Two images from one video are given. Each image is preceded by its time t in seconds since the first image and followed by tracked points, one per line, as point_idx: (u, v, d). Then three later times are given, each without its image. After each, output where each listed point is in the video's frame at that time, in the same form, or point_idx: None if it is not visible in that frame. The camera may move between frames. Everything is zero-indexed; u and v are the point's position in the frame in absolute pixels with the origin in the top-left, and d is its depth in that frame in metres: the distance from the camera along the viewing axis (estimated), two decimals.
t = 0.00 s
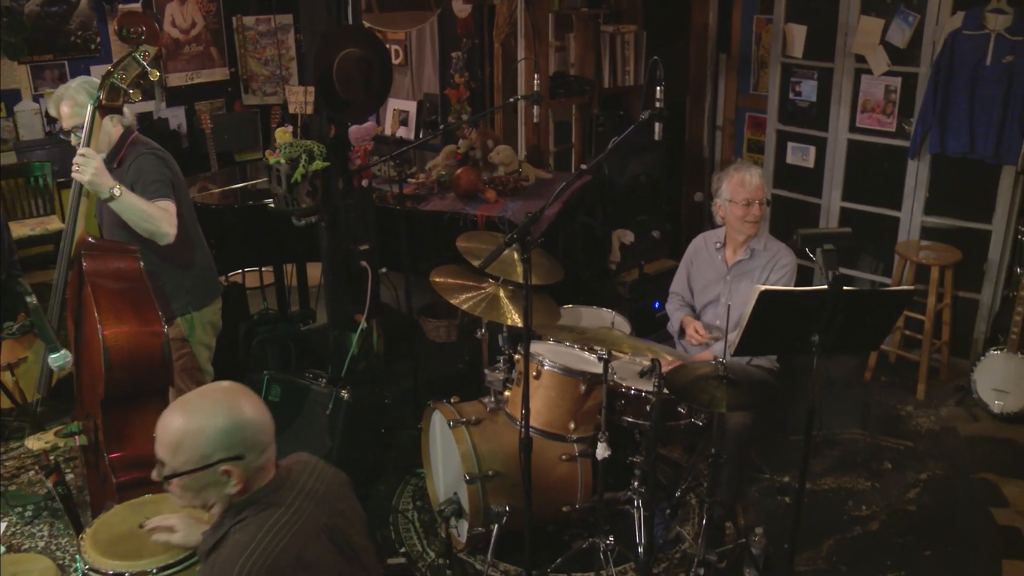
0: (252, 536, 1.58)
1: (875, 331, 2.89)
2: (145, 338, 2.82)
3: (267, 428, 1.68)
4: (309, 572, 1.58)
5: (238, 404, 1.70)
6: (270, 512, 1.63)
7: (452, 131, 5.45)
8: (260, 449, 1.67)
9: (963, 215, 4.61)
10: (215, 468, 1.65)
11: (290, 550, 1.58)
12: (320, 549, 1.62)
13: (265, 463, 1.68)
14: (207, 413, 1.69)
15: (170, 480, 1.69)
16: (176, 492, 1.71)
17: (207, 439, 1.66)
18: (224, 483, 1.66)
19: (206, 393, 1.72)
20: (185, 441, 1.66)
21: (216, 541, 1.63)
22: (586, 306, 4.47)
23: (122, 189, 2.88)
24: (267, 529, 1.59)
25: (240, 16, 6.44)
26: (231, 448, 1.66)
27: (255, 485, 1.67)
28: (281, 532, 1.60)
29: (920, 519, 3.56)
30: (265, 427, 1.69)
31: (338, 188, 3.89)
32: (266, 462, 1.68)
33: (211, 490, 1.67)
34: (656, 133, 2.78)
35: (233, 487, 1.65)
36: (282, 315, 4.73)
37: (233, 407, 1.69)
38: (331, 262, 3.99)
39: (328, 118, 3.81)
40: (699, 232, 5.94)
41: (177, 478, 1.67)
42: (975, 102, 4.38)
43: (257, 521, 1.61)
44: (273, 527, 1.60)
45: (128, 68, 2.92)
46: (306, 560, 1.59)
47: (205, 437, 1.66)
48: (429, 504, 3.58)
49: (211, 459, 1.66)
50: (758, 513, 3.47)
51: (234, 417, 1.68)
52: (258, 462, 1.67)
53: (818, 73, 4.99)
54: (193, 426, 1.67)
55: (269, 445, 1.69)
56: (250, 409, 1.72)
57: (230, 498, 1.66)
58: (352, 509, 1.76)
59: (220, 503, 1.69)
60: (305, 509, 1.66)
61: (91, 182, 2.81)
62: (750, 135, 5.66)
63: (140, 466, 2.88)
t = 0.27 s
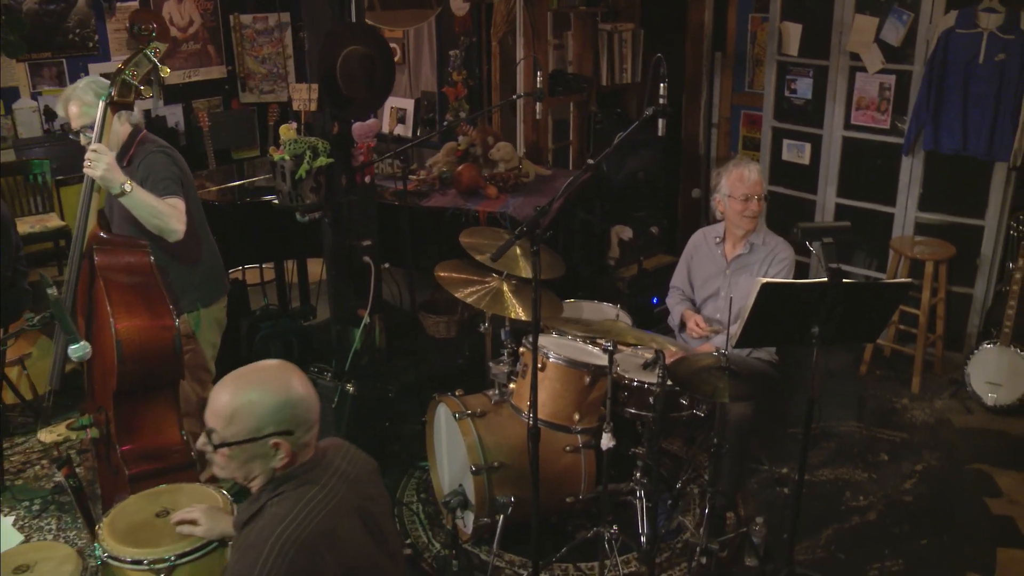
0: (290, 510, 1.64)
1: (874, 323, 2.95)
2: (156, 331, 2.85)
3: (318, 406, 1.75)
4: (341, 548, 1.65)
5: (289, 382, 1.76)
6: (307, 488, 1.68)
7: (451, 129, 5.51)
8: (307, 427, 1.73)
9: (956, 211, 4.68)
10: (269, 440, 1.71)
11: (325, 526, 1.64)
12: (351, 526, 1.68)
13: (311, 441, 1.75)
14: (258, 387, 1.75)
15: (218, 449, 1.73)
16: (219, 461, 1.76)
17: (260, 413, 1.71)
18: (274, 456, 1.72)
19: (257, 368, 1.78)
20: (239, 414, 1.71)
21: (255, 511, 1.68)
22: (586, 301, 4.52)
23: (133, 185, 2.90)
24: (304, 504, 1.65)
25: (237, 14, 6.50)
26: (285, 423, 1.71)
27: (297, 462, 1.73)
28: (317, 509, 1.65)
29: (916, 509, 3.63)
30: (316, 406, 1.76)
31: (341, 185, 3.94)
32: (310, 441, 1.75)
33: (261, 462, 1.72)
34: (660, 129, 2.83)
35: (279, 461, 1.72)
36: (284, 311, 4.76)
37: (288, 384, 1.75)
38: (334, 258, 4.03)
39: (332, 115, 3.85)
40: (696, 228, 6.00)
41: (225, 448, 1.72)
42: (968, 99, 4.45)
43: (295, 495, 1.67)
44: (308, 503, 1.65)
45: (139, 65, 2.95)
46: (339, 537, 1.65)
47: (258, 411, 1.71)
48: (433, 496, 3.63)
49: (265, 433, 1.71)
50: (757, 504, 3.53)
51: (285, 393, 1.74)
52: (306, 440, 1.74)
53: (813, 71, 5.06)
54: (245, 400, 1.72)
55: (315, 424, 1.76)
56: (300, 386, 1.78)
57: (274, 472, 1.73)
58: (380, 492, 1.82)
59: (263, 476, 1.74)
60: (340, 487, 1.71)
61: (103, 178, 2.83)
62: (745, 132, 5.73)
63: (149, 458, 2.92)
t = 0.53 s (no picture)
0: (321, 488, 1.70)
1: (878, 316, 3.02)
2: (173, 326, 2.90)
3: (345, 391, 1.79)
4: (369, 527, 1.69)
5: (321, 363, 1.82)
6: (339, 469, 1.74)
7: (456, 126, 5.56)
8: (333, 410, 1.78)
9: (956, 207, 4.73)
10: (290, 416, 1.77)
11: (355, 505, 1.69)
12: (379, 507, 1.72)
13: (338, 424, 1.80)
14: (292, 366, 1.81)
15: (247, 416, 1.81)
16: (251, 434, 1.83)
17: (287, 390, 1.77)
18: (294, 430, 1.78)
19: (298, 348, 1.85)
20: (267, 388, 1.78)
21: (288, 489, 1.75)
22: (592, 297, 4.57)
23: (148, 181, 2.92)
24: (336, 484, 1.71)
25: (241, 13, 6.55)
26: (306, 402, 1.77)
27: (322, 442, 1.79)
28: (348, 489, 1.71)
29: (919, 500, 3.68)
30: (345, 391, 1.81)
31: (350, 181, 3.98)
32: (338, 424, 1.80)
33: (282, 436, 1.78)
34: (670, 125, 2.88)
35: (298, 437, 1.78)
36: (293, 307, 4.81)
37: (318, 367, 1.81)
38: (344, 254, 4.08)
39: (341, 112, 3.89)
40: (698, 225, 6.06)
41: (253, 418, 1.79)
42: (968, 97, 4.50)
43: (327, 475, 1.73)
44: (340, 484, 1.71)
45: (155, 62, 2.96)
46: (368, 517, 1.69)
47: (286, 388, 1.77)
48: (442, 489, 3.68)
49: (285, 408, 1.77)
50: (763, 495, 3.59)
51: (315, 374, 1.79)
52: (332, 421, 1.79)
53: (815, 69, 5.12)
54: (277, 378, 1.78)
55: (345, 408, 1.80)
56: (332, 370, 1.84)
57: (296, 448, 1.79)
58: (410, 480, 1.87)
59: (289, 452, 1.80)
60: (371, 470, 1.76)
61: (120, 173, 2.84)
62: (747, 130, 5.78)
63: (163, 451, 2.99)
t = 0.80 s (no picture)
0: (347, 472, 1.75)
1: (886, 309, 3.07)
2: (189, 320, 2.90)
3: (377, 375, 1.85)
4: (392, 511, 1.73)
5: (355, 346, 1.88)
6: (364, 454, 1.78)
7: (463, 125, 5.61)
8: (363, 391, 1.83)
9: (960, 205, 4.78)
10: (317, 393, 1.82)
11: (381, 489, 1.73)
12: (403, 492, 1.77)
13: (368, 408, 1.85)
14: (327, 347, 1.87)
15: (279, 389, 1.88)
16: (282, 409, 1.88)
17: (319, 367, 1.83)
18: (321, 408, 1.82)
19: (333, 332, 1.90)
20: (301, 364, 1.84)
21: (315, 474, 1.80)
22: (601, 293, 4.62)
23: (165, 177, 2.93)
24: (361, 468, 1.75)
25: (248, 12, 6.60)
26: (335, 380, 1.82)
27: (348, 422, 1.84)
28: (374, 473, 1.75)
29: (925, 493, 3.73)
30: (378, 375, 1.86)
31: (362, 178, 4.03)
32: (369, 407, 1.86)
33: (308, 414, 1.83)
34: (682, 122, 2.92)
35: (323, 415, 1.83)
36: (303, 303, 4.86)
37: (352, 349, 1.87)
38: (355, 250, 4.13)
39: (354, 110, 3.94)
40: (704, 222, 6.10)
41: (283, 392, 1.85)
42: (972, 95, 4.54)
43: (352, 460, 1.77)
44: (366, 468, 1.76)
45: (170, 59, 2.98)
46: (393, 501, 1.74)
47: (319, 365, 1.83)
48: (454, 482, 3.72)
49: (314, 384, 1.82)
50: (771, 488, 3.63)
51: (347, 355, 1.86)
52: (361, 405, 1.84)
53: (820, 68, 5.16)
54: (312, 357, 1.84)
55: (376, 393, 1.86)
56: (366, 354, 1.90)
57: (321, 426, 1.84)
58: (432, 467, 1.91)
59: (316, 430, 1.85)
60: (396, 457, 1.81)
61: (136, 170, 2.85)
62: (752, 128, 5.80)
63: (185, 444, 2.98)
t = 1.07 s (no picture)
0: (372, 460, 1.78)
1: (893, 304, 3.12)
2: (205, 314, 2.90)
3: (395, 361, 1.88)
4: (415, 497, 1.77)
5: (372, 334, 1.91)
6: (387, 441, 1.82)
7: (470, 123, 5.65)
8: (381, 376, 1.87)
9: (964, 203, 4.83)
10: (338, 379, 1.85)
11: (403, 475, 1.77)
12: (425, 479, 1.81)
13: (386, 394, 1.88)
14: (345, 336, 1.91)
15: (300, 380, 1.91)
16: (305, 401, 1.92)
17: (340, 355, 1.86)
18: (342, 396, 1.86)
19: (352, 323, 1.95)
20: (321, 354, 1.88)
21: (338, 462, 1.83)
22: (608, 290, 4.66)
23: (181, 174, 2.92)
24: (385, 455, 1.79)
25: (254, 11, 6.64)
26: (354, 367, 1.86)
27: (370, 408, 1.87)
28: (396, 459, 1.79)
29: (930, 486, 3.78)
30: (395, 361, 1.89)
31: (373, 175, 4.07)
32: (389, 392, 1.89)
33: (331, 402, 1.87)
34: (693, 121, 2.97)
35: (345, 403, 1.87)
36: (313, 300, 4.90)
37: (370, 337, 1.90)
38: (366, 247, 4.17)
39: (365, 107, 3.98)
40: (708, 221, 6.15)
41: (305, 383, 1.89)
42: (976, 94, 4.59)
43: (376, 448, 1.81)
44: (388, 455, 1.80)
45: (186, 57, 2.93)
46: (414, 487, 1.78)
47: (339, 354, 1.87)
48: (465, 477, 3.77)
49: (335, 371, 1.86)
50: (778, 481, 3.68)
51: (365, 342, 1.89)
52: (380, 390, 1.87)
53: (825, 67, 5.21)
54: (331, 347, 1.88)
55: (394, 379, 1.89)
56: (383, 343, 1.93)
57: (343, 414, 1.88)
58: (450, 456, 1.95)
59: (338, 419, 1.89)
60: (416, 444, 1.85)
61: (153, 167, 2.83)
62: (756, 127, 5.87)
63: (204, 437, 2.99)
